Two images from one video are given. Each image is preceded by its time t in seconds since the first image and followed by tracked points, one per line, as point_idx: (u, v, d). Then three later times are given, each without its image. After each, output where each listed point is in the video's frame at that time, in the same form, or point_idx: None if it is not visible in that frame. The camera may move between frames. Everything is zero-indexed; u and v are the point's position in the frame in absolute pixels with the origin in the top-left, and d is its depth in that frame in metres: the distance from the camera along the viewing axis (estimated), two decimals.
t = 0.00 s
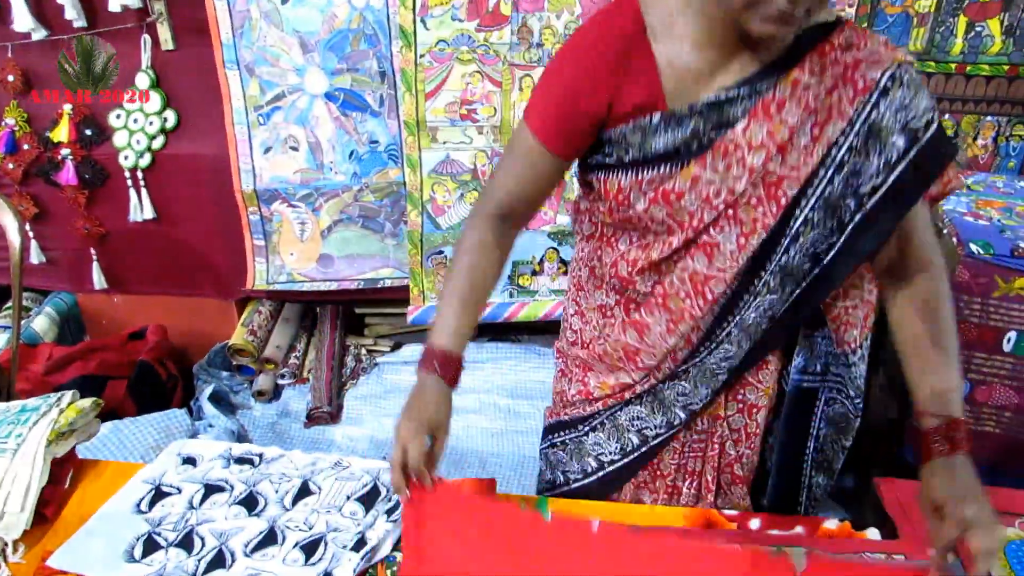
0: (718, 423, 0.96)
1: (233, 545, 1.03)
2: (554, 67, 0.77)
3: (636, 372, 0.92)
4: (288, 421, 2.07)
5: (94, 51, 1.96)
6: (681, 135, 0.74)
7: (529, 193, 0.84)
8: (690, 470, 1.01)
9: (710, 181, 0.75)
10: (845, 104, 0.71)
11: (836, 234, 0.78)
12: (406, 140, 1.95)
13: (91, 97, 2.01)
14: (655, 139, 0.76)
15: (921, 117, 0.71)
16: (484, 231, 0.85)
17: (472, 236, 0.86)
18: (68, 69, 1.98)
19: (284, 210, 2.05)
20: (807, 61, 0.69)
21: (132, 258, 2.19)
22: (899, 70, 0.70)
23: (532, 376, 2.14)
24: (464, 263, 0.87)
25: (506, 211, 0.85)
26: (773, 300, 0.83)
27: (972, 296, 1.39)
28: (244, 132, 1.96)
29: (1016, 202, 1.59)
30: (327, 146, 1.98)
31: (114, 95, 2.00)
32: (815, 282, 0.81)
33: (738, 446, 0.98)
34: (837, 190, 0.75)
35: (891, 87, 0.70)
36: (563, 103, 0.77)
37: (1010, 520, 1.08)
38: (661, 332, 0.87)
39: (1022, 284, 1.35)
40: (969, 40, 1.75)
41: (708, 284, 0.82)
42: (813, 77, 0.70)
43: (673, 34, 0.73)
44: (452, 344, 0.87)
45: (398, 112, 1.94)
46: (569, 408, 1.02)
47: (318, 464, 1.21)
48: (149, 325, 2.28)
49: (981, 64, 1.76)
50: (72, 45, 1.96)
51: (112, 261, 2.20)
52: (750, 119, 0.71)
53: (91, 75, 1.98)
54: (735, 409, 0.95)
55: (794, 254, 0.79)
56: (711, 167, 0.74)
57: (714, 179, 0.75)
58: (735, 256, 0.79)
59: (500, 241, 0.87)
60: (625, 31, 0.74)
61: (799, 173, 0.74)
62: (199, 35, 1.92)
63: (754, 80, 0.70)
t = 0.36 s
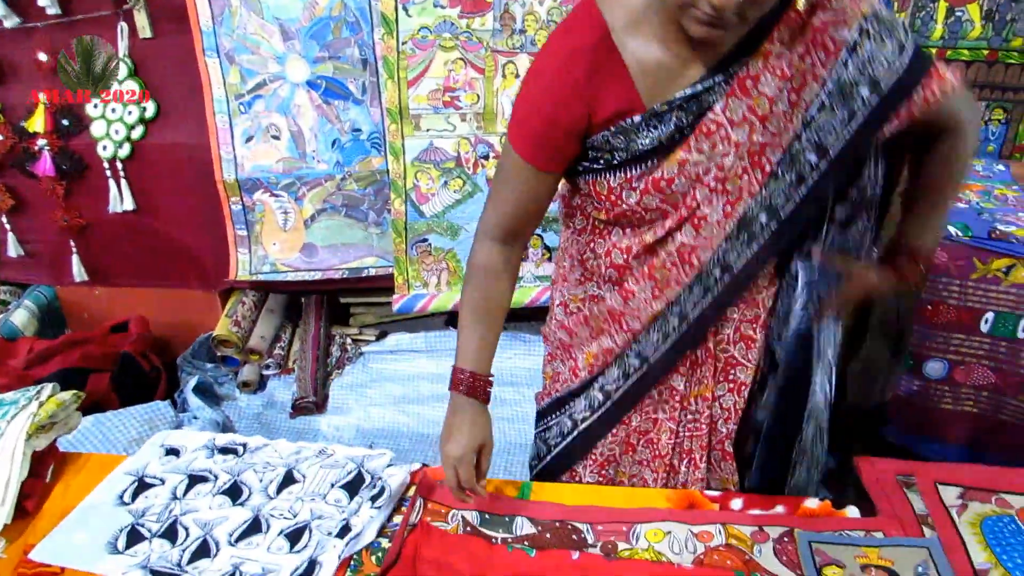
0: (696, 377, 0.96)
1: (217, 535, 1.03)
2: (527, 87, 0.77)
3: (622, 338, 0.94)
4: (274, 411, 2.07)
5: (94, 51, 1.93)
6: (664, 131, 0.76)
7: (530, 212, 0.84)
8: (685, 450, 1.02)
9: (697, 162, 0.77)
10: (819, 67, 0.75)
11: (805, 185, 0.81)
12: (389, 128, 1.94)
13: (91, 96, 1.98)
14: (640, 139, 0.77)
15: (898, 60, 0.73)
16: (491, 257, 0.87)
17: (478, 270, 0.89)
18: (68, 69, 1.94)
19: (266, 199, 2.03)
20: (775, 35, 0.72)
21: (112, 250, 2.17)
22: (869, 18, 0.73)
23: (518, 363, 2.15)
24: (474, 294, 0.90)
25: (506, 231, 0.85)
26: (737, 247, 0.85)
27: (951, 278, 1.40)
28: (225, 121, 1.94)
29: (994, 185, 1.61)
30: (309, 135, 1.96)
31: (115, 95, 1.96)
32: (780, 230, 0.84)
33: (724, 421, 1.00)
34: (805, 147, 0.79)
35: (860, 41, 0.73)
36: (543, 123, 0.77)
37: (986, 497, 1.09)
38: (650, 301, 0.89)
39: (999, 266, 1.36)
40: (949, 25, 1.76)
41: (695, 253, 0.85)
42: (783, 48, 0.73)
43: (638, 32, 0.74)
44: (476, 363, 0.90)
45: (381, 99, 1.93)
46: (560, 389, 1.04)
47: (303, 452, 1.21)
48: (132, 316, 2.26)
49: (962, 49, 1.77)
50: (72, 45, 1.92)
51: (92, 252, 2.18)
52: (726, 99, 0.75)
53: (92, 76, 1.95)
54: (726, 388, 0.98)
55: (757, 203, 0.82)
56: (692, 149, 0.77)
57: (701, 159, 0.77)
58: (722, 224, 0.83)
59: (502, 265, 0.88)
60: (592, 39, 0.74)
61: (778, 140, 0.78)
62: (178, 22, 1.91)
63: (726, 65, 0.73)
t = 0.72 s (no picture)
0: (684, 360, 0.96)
1: (200, 525, 1.03)
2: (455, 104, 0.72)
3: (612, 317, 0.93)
4: (254, 403, 2.06)
5: (94, 51, 1.91)
6: (611, 101, 0.77)
7: (480, 238, 0.75)
8: (680, 434, 1.02)
9: (646, 115, 0.78)
10: None
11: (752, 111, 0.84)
12: (367, 117, 1.94)
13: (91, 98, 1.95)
14: (592, 117, 0.77)
15: None
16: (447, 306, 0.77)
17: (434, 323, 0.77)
18: (67, 69, 1.92)
19: (243, 189, 2.02)
20: None
21: (87, 242, 2.15)
22: None
23: (498, 351, 2.16)
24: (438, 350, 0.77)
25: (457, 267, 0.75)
26: (711, 191, 0.86)
27: (921, 259, 1.43)
28: (200, 112, 1.93)
29: (962, 167, 1.64)
30: (286, 124, 1.95)
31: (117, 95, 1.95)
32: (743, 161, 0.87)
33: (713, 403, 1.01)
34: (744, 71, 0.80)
35: None
36: (488, 131, 0.71)
37: (955, 471, 1.13)
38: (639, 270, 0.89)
39: (967, 246, 1.40)
40: (917, 10, 1.78)
41: (666, 208, 0.85)
42: None
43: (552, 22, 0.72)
44: (447, 422, 0.78)
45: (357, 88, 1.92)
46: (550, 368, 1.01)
47: (285, 442, 1.21)
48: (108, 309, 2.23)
49: (929, 33, 1.80)
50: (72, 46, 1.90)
51: (67, 244, 2.15)
52: (654, 45, 0.76)
53: (91, 75, 1.94)
54: (717, 373, 1.00)
55: (719, 141, 0.83)
56: (639, 104, 0.77)
57: (649, 111, 0.78)
58: (687, 171, 0.83)
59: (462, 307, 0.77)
60: (511, 39, 0.71)
61: (719, 74, 0.79)
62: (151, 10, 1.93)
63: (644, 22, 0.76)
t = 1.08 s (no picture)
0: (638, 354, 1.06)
1: (191, 522, 1.04)
2: (391, 202, 0.78)
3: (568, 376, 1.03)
4: (240, 402, 2.05)
5: (94, 52, 1.89)
6: (532, 200, 0.82)
7: (427, 328, 0.81)
8: (643, 427, 1.14)
9: (558, 214, 0.83)
10: (647, 105, 0.78)
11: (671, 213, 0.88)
12: (355, 118, 1.94)
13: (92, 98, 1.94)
14: (512, 213, 0.83)
15: (716, 85, 0.79)
16: (396, 396, 0.81)
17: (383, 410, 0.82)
18: (67, 69, 1.91)
19: (229, 189, 2.01)
20: (594, 88, 0.76)
21: (72, 240, 2.13)
22: (687, 36, 0.77)
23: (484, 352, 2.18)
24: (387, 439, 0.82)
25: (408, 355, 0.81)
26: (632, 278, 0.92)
27: (899, 259, 1.47)
28: (187, 112, 1.92)
29: (938, 169, 1.68)
30: (273, 125, 1.95)
31: (117, 95, 1.95)
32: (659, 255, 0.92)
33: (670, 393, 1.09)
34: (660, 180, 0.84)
35: (683, 70, 0.77)
36: (420, 237, 0.78)
37: (934, 467, 1.16)
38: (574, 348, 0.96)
39: (944, 247, 1.43)
40: (894, 15, 1.82)
41: (590, 299, 0.91)
42: (608, 94, 0.77)
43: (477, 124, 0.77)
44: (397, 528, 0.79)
45: (345, 89, 1.93)
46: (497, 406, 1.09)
47: (275, 440, 1.22)
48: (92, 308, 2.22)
49: (906, 39, 1.84)
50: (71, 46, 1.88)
51: (51, 243, 2.14)
52: (567, 154, 0.79)
53: (91, 76, 1.92)
54: (673, 353, 1.05)
55: (639, 238, 0.88)
56: (555, 206, 0.83)
57: (561, 211, 0.83)
58: (604, 267, 0.88)
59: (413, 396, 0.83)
60: (441, 141, 0.78)
61: (631, 181, 0.82)
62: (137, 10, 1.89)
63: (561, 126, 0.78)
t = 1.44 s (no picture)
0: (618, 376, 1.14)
1: (201, 499, 1.06)
2: (364, 204, 0.86)
3: (550, 387, 1.15)
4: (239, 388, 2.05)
5: (94, 52, 1.91)
6: (496, 227, 0.92)
7: (377, 320, 0.91)
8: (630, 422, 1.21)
9: (517, 246, 0.93)
10: (605, 172, 0.83)
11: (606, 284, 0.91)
12: (362, 110, 1.98)
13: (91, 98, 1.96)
14: (477, 236, 0.95)
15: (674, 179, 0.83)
16: (348, 373, 0.91)
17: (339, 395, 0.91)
18: (67, 69, 1.92)
19: (235, 178, 2.03)
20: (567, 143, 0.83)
21: (76, 225, 2.15)
22: (667, 125, 0.81)
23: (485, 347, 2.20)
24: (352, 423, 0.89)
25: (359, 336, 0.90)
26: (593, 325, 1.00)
27: (900, 265, 1.49)
28: (194, 100, 1.94)
29: (940, 179, 1.71)
30: (280, 115, 1.96)
31: (116, 97, 1.96)
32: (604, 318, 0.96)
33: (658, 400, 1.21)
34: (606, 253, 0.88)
35: (649, 152, 0.81)
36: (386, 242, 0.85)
37: (929, 469, 1.18)
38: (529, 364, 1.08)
39: (945, 255, 1.45)
40: (900, 25, 1.86)
41: (537, 327, 1.01)
42: (576, 151, 0.83)
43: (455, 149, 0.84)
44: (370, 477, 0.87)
45: (353, 82, 1.95)
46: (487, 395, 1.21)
47: (283, 422, 1.23)
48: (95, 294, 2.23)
49: (911, 48, 1.87)
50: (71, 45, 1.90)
51: (55, 228, 2.15)
52: (530, 195, 0.88)
53: (91, 75, 1.93)
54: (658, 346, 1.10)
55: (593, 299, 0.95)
56: (515, 235, 0.92)
57: (520, 243, 0.92)
58: (549, 305, 0.97)
59: (363, 379, 0.92)
60: (421, 159, 0.84)
61: (580, 238, 0.88)
62: None
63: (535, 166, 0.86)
